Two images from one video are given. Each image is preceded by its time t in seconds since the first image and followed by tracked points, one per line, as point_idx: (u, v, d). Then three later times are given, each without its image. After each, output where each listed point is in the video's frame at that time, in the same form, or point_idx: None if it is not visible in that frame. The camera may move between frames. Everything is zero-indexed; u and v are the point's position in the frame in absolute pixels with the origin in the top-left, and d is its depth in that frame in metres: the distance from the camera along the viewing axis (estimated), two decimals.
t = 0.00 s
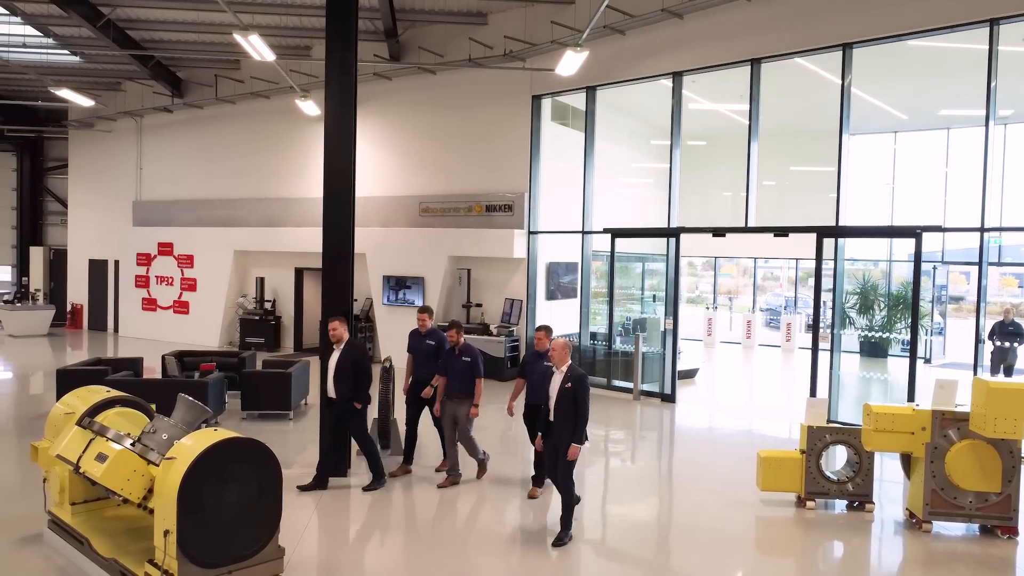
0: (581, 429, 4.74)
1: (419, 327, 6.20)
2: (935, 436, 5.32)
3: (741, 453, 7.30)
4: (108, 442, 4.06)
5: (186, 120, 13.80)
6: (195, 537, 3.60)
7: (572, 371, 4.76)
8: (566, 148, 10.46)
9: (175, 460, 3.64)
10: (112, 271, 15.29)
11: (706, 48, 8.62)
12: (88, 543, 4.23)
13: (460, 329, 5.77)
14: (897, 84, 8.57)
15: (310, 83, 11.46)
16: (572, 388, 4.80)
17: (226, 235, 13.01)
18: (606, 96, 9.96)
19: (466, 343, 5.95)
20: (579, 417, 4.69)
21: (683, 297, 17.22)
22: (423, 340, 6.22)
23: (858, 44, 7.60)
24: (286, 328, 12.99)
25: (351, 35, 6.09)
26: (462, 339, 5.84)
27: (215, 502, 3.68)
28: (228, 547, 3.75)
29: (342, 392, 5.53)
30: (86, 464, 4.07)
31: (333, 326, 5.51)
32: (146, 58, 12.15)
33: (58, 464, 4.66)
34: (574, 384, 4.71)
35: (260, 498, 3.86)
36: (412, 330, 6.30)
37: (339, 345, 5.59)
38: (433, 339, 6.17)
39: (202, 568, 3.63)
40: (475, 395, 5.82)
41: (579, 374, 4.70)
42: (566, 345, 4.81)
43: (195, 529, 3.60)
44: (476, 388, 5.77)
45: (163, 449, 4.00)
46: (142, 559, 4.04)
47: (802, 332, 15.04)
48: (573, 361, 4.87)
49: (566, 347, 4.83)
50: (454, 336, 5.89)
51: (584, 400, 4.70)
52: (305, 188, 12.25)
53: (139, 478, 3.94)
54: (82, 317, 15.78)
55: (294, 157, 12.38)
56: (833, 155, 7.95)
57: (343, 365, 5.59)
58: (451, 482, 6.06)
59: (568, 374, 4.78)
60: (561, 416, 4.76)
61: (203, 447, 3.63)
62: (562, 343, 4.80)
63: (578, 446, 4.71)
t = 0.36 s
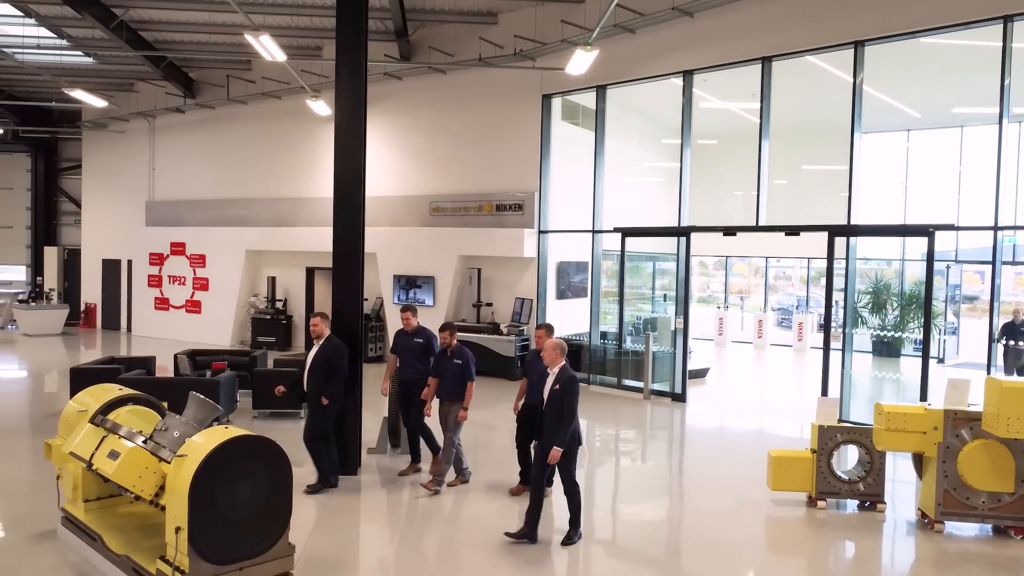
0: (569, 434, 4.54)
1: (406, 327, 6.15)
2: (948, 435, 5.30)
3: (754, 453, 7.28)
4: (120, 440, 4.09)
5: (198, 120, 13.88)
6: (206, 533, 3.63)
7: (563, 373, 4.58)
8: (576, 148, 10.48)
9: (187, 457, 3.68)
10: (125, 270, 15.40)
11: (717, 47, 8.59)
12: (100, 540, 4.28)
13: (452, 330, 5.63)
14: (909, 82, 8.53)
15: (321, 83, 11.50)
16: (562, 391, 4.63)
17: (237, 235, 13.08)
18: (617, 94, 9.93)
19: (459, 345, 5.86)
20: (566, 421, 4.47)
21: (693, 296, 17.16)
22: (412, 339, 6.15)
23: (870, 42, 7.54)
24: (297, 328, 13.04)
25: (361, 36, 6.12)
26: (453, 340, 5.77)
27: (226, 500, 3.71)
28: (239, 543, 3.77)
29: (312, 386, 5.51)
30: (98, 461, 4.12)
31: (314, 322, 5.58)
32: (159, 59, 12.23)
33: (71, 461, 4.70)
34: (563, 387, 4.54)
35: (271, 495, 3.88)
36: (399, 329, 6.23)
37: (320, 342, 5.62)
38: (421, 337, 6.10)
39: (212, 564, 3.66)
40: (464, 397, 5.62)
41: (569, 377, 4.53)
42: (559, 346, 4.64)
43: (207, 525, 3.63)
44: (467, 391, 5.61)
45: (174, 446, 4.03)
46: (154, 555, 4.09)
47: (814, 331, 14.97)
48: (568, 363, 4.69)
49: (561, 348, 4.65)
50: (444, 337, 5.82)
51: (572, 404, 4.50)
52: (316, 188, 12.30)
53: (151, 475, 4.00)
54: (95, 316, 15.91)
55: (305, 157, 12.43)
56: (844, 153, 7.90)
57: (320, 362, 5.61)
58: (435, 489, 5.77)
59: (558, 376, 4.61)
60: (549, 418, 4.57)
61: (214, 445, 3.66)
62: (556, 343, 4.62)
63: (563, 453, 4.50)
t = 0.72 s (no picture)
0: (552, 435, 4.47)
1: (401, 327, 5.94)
2: (961, 435, 5.26)
3: (767, 453, 7.25)
4: (132, 438, 4.14)
5: (210, 121, 13.96)
6: (217, 532, 3.66)
7: (545, 374, 4.50)
8: (587, 148, 10.47)
9: (197, 456, 3.70)
10: (138, 270, 15.51)
11: (729, 45, 8.56)
12: (112, 537, 4.32)
13: (442, 333, 5.49)
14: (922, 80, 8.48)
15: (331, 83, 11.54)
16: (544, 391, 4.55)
17: (249, 234, 13.15)
18: (627, 94, 9.88)
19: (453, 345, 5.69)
20: (548, 423, 4.41)
21: (704, 296, 17.11)
22: (406, 341, 5.94)
23: (883, 39, 7.49)
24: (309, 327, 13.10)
25: (370, 36, 6.13)
26: (445, 342, 5.57)
27: (237, 499, 3.73)
28: (249, 542, 3.80)
29: (280, 388, 5.39)
30: (111, 459, 4.16)
31: (292, 326, 5.41)
32: (171, 60, 12.30)
33: (84, 459, 4.74)
34: (544, 388, 4.46)
35: (280, 494, 3.91)
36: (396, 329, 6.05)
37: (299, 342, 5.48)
38: (411, 340, 5.87)
39: (223, 563, 3.69)
40: (448, 398, 5.59)
41: (550, 378, 4.46)
42: (542, 347, 4.61)
43: (217, 524, 3.66)
44: (451, 393, 5.56)
45: (186, 445, 4.06)
46: (165, 552, 4.12)
47: (826, 331, 14.90)
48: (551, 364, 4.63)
49: (543, 349, 4.59)
50: (437, 338, 5.65)
51: (554, 405, 4.42)
52: (327, 188, 12.35)
53: (162, 473, 4.04)
54: (108, 316, 16.04)
55: (315, 157, 12.48)
56: (857, 152, 7.84)
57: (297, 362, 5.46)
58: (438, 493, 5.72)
59: (540, 377, 4.53)
60: (531, 418, 4.49)
61: (224, 444, 3.69)
62: (540, 345, 4.59)
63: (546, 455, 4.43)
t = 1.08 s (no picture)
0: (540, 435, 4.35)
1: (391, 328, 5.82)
2: (975, 437, 5.21)
3: (779, 453, 7.21)
4: (141, 437, 4.16)
5: (220, 121, 14.02)
6: (224, 532, 3.66)
7: (533, 372, 4.40)
8: (596, 147, 10.35)
9: (205, 456, 3.70)
10: (148, 270, 15.58)
11: (739, 44, 8.52)
12: (121, 537, 4.32)
13: (435, 334, 5.39)
14: (934, 78, 8.40)
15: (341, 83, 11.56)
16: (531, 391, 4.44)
17: (259, 235, 13.18)
18: (637, 93, 9.87)
19: (447, 346, 5.61)
20: (535, 422, 4.30)
21: (714, 296, 17.03)
22: (396, 341, 5.83)
23: (895, 38, 7.43)
24: (318, 327, 13.13)
25: (379, 35, 6.12)
26: (438, 343, 5.49)
27: (244, 498, 3.73)
28: (255, 542, 3.79)
29: (258, 390, 5.50)
30: (119, 459, 4.17)
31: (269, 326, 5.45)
32: (181, 61, 12.34)
33: (93, 458, 4.75)
34: (531, 387, 4.36)
35: (288, 494, 3.90)
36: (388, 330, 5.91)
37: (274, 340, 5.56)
38: (401, 341, 5.74)
39: (231, 564, 3.69)
40: (440, 398, 5.44)
41: (538, 377, 4.34)
42: (531, 346, 4.49)
43: (224, 525, 3.66)
44: (445, 393, 5.43)
45: (194, 445, 4.06)
46: (173, 552, 4.13)
47: (837, 331, 14.81)
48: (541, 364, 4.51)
49: (533, 348, 4.48)
50: (430, 338, 5.56)
51: (542, 404, 4.33)
52: (336, 188, 12.38)
53: (169, 473, 4.03)
54: (119, 316, 16.12)
55: (325, 156, 12.51)
56: (868, 151, 7.78)
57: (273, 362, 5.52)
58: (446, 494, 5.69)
59: (528, 376, 4.43)
60: (519, 417, 4.41)
61: (232, 443, 3.69)
62: (530, 342, 4.48)
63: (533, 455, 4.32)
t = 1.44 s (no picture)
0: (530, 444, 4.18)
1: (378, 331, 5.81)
2: (989, 439, 5.14)
3: (791, 454, 7.16)
4: (150, 437, 4.15)
5: (229, 122, 14.07)
6: (233, 533, 3.66)
7: (522, 380, 4.18)
8: (606, 146, 10.45)
9: (214, 456, 3.70)
10: (159, 270, 15.66)
11: (749, 42, 8.46)
12: (130, 537, 4.33)
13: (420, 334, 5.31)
14: (948, 76, 8.32)
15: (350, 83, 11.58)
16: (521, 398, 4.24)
17: (268, 235, 13.22)
18: (646, 92, 9.82)
19: (434, 345, 5.53)
20: (522, 432, 4.11)
21: (724, 296, 16.95)
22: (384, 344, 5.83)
23: (908, 35, 7.33)
24: (327, 327, 13.15)
25: (388, 34, 6.11)
26: (426, 342, 5.43)
27: (253, 499, 3.74)
28: (264, 543, 3.79)
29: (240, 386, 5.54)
30: (128, 459, 4.17)
31: (249, 323, 5.60)
32: (191, 61, 12.38)
33: (102, 458, 4.76)
34: (520, 395, 4.16)
35: (297, 495, 3.90)
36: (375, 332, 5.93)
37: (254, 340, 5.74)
38: (387, 343, 5.74)
39: (240, 565, 3.69)
40: (438, 401, 5.42)
41: (526, 385, 4.13)
42: (522, 351, 4.26)
43: (233, 525, 3.66)
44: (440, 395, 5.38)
45: (203, 445, 4.08)
46: (182, 552, 4.13)
47: (849, 331, 14.71)
48: (533, 370, 4.27)
49: (524, 353, 4.25)
50: (418, 338, 5.50)
51: (530, 413, 4.12)
52: (345, 188, 12.40)
53: (178, 473, 4.04)
54: (130, 315, 16.20)
55: (334, 156, 12.54)
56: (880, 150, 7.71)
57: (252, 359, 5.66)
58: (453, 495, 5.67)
59: (517, 383, 4.23)
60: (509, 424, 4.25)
61: (241, 443, 3.69)
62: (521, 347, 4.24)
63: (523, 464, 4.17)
